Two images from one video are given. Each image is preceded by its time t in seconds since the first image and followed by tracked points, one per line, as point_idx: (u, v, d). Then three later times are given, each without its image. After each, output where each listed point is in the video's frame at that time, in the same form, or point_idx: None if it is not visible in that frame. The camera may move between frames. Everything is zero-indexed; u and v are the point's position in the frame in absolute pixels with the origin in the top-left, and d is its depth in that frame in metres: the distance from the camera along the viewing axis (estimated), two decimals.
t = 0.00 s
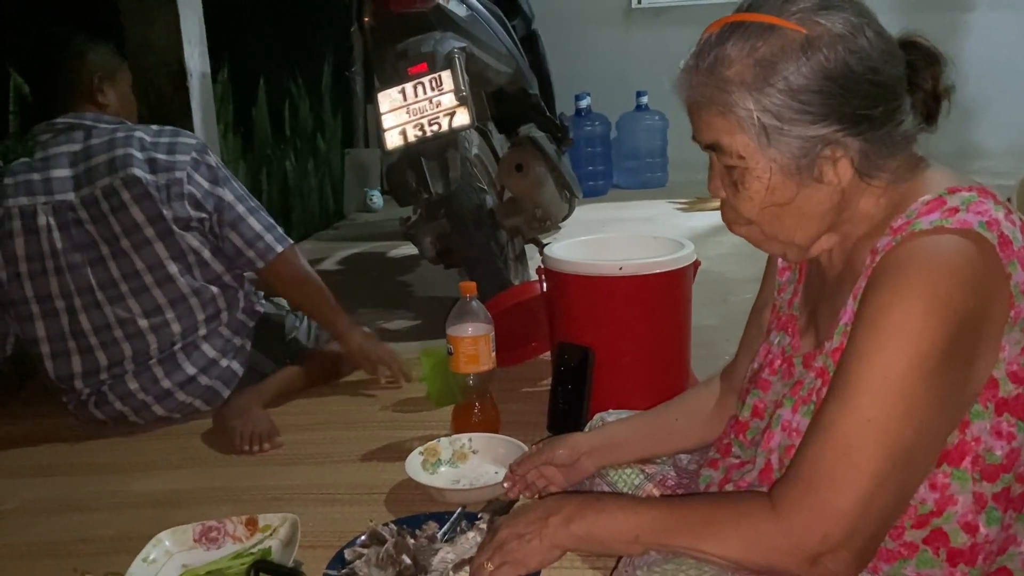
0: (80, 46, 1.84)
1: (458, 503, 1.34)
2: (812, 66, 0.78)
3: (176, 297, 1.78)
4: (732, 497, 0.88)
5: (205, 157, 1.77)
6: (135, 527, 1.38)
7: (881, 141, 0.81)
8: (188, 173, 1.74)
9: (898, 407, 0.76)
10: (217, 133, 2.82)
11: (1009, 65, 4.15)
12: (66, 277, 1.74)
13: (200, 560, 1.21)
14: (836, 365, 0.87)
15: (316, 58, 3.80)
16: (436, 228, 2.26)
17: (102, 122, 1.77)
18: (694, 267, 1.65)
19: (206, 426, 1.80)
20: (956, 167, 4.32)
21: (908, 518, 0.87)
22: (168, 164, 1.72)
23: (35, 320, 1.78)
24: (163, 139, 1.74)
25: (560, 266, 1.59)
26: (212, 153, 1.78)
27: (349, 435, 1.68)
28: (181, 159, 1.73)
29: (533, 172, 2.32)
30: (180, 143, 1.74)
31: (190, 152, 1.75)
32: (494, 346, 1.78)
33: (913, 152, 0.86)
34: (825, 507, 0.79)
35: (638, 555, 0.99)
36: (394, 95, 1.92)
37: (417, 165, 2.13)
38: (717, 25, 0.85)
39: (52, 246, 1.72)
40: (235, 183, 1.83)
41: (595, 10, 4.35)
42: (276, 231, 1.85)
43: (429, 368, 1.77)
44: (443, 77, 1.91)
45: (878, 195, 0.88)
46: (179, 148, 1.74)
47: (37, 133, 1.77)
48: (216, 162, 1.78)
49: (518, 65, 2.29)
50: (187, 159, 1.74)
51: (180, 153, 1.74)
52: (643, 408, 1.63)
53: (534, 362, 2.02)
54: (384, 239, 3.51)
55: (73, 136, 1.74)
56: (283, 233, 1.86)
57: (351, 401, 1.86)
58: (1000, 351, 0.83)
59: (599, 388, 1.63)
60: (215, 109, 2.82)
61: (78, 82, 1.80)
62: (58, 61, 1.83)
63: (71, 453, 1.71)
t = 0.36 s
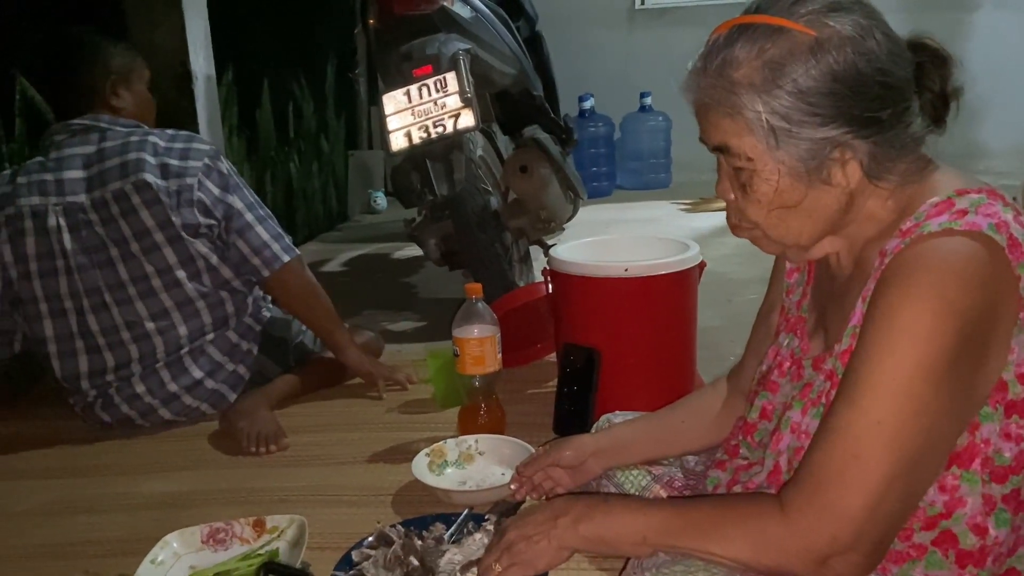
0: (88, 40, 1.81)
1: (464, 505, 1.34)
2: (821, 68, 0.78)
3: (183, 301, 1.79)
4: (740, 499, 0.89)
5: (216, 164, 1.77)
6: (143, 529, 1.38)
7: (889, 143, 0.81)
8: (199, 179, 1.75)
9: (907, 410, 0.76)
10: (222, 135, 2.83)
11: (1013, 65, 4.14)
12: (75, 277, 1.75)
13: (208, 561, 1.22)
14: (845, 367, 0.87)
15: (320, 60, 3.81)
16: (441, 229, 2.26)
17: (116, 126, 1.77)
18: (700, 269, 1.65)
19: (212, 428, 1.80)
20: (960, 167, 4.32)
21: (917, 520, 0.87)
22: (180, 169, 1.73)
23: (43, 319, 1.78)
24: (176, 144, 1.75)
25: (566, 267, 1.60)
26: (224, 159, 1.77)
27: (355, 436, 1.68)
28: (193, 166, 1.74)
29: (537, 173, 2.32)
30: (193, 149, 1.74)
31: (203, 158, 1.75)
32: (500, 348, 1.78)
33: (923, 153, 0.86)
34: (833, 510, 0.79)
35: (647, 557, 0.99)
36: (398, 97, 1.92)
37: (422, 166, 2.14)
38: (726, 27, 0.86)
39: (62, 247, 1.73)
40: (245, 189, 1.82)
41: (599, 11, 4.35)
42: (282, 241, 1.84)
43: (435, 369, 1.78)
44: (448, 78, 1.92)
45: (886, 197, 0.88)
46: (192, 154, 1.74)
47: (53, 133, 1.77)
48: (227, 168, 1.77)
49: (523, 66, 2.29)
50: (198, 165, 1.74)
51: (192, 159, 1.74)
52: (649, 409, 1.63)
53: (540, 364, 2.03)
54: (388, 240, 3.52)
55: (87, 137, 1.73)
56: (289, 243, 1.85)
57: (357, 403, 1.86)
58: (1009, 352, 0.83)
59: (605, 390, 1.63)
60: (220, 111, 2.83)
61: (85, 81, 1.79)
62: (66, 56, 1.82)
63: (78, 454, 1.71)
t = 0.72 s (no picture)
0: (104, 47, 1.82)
1: (470, 506, 1.35)
2: (828, 70, 0.78)
3: (190, 300, 1.80)
4: (748, 500, 0.89)
5: (225, 165, 1.78)
6: (151, 529, 1.39)
7: (896, 144, 0.82)
8: (208, 180, 1.75)
9: (915, 410, 0.76)
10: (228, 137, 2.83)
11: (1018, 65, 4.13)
12: (83, 275, 1.74)
13: (215, 562, 1.22)
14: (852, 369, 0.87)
15: (325, 62, 3.81)
16: (447, 230, 2.26)
17: (126, 128, 1.78)
18: (705, 270, 1.65)
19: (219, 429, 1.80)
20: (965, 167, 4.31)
21: (924, 521, 0.87)
22: (190, 171, 1.74)
23: (50, 317, 1.78)
24: (184, 147, 1.76)
25: (571, 268, 1.60)
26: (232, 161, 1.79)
27: (362, 437, 1.69)
28: (201, 167, 1.75)
29: (542, 175, 2.31)
30: (201, 150, 1.76)
31: (212, 159, 1.76)
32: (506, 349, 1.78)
33: (930, 154, 0.86)
34: (841, 510, 0.79)
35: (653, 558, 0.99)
36: (404, 98, 1.94)
37: (427, 168, 2.13)
38: (732, 29, 0.86)
39: (70, 245, 1.73)
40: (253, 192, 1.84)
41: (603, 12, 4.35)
42: (290, 241, 1.85)
43: (440, 370, 1.78)
44: (453, 80, 1.93)
45: (893, 199, 0.88)
46: (200, 156, 1.76)
47: (63, 134, 1.77)
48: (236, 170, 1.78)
49: (528, 68, 2.29)
50: (207, 166, 1.76)
51: (201, 161, 1.75)
52: (655, 410, 1.64)
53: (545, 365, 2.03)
54: (393, 242, 3.53)
55: (96, 139, 1.74)
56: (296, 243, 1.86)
57: (364, 404, 1.86)
58: (1016, 353, 0.83)
59: (610, 391, 1.63)
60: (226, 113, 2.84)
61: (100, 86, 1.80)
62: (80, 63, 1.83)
63: (86, 455, 1.72)
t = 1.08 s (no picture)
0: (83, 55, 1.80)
1: (471, 509, 1.35)
2: (825, 75, 0.78)
3: (187, 300, 1.80)
4: (745, 505, 0.89)
5: (218, 166, 1.81)
6: (153, 532, 1.40)
7: (894, 150, 0.82)
8: (203, 179, 1.77)
9: (912, 415, 0.76)
10: (233, 140, 2.84)
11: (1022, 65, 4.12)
12: (79, 279, 1.74)
13: (217, 565, 1.23)
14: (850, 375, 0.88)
15: (329, 64, 3.82)
16: (449, 233, 2.26)
17: (116, 136, 1.79)
18: (706, 273, 1.65)
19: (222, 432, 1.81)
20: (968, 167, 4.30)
21: (922, 526, 0.87)
22: (182, 171, 1.75)
23: (47, 322, 1.78)
24: (177, 149, 1.77)
25: (572, 272, 1.60)
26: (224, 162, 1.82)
27: (364, 440, 1.69)
28: (195, 167, 1.76)
29: (545, 178, 2.30)
30: (194, 152, 1.78)
31: (204, 160, 1.78)
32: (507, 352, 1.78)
33: (928, 160, 0.86)
34: (838, 515, 0.80)
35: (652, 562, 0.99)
36: (406, 102, 1.94)
37: (429, 170, 2.16)
38: (730, 35, 0.86)
39: (64, 249, 1.73)
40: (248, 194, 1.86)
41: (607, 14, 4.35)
42: (286, 240, 1.86)
43: (442, 372, 1.80)
44: (456, 83, 1.93)
45: (891, 205, 0.88)
46: (193, 157, 1.78)
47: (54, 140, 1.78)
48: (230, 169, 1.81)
49: (530, 71, 2.29)
50: (200, 166, 1.77)
51: (194, 161, 1.77)
52: (656, 414, 1.64)
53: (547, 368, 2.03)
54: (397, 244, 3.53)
55: (87, 145, 1.75)
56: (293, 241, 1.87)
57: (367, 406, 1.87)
58: (1013, 359, 0.83)
59: (611, 394, 1.63)
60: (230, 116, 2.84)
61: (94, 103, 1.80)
62: (62, 73, 1.79)
63: (89, 457, 1.73)
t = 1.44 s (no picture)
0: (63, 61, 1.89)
1: (472, 510, 1.36)
2: (822, 81, 0.79)
3: (177, 296, 1.82)
4: (742, 508, 0.90)
5: (197, 158, 1.84)
6: (157, 532, 1.41)
7: (891, 155, 0.82)
8: (182, 171, 1.80)
9: (906, 418, 0.77)
10: (237, 143, 2.86)
11: None
12: (70, 284, 1.78)
13: (220, 565, 1.24)
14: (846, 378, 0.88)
15: (333, 67, 3.84)
16: (451, 236, 2.28)
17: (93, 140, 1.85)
18: (707, 275, 1.66)
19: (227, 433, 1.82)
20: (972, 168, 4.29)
21: (918, 528, 0.87)
22: (161, 167, 1.79)
23: (43, 330, 1.81)
24: (154, 147, 1.81)
25: (573, 274, 1.61)
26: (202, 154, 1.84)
27: (368, 441, 1.71)
28: (173, 160, 1.80)
29: (547, 181, 2.36)
30: (171, 147, 1.81)
31: (182, 154, 1.81)
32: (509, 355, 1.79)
33: (925, 164, 0.87)
34: (832, 517, 0.80)
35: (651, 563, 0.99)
36: (410, 105, 1.96)
37: (432, 173, 2.16)
38: (727, 41, 0.87)
39: (53, 256, 1.76)
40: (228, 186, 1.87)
41: (611, 17, 4.37)
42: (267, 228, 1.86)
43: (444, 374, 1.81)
44: (458, 87, 1.95)
45: (888, 210, 0.89)
46: (171, 152, 1.81)
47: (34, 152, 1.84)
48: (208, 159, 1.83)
49: (533, 74, 2.30)
50: (179, 160, 1.80)
51: (172, 156, 1.80)
52: (656, 416, 1.65)
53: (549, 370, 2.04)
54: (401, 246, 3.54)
55: (66, 152, 1.81)
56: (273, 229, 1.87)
57: (370, 407, 1.88)
58: (1009, 362, 0.84)
59: (612, 395, 1.64)
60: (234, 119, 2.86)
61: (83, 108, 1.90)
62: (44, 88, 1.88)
63: (93, 458, 1.75)
